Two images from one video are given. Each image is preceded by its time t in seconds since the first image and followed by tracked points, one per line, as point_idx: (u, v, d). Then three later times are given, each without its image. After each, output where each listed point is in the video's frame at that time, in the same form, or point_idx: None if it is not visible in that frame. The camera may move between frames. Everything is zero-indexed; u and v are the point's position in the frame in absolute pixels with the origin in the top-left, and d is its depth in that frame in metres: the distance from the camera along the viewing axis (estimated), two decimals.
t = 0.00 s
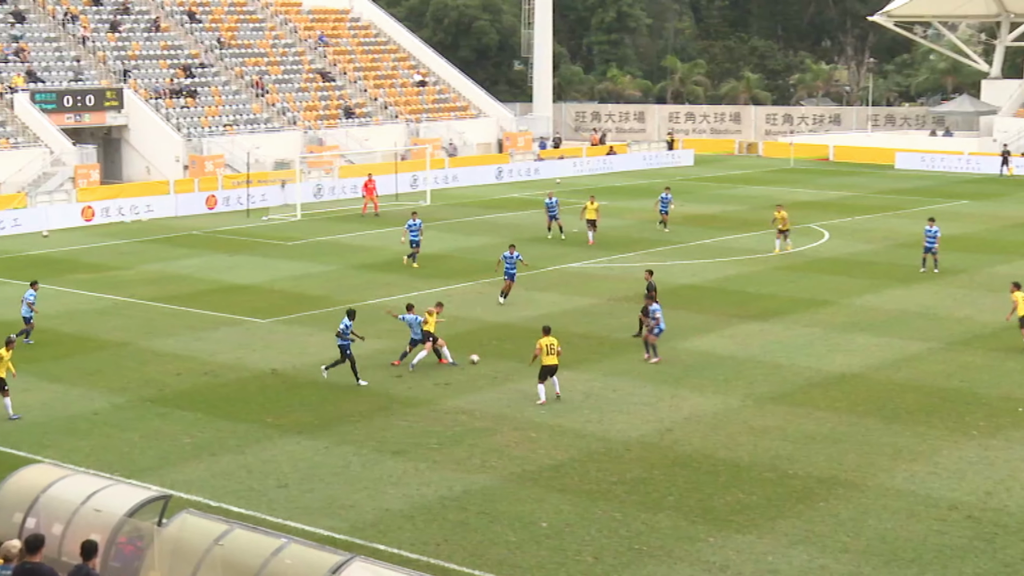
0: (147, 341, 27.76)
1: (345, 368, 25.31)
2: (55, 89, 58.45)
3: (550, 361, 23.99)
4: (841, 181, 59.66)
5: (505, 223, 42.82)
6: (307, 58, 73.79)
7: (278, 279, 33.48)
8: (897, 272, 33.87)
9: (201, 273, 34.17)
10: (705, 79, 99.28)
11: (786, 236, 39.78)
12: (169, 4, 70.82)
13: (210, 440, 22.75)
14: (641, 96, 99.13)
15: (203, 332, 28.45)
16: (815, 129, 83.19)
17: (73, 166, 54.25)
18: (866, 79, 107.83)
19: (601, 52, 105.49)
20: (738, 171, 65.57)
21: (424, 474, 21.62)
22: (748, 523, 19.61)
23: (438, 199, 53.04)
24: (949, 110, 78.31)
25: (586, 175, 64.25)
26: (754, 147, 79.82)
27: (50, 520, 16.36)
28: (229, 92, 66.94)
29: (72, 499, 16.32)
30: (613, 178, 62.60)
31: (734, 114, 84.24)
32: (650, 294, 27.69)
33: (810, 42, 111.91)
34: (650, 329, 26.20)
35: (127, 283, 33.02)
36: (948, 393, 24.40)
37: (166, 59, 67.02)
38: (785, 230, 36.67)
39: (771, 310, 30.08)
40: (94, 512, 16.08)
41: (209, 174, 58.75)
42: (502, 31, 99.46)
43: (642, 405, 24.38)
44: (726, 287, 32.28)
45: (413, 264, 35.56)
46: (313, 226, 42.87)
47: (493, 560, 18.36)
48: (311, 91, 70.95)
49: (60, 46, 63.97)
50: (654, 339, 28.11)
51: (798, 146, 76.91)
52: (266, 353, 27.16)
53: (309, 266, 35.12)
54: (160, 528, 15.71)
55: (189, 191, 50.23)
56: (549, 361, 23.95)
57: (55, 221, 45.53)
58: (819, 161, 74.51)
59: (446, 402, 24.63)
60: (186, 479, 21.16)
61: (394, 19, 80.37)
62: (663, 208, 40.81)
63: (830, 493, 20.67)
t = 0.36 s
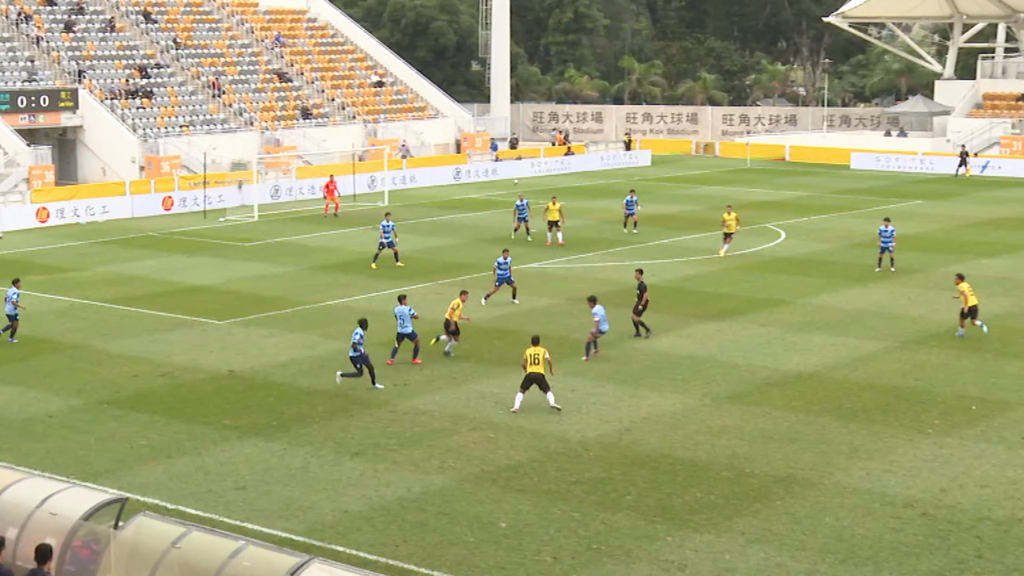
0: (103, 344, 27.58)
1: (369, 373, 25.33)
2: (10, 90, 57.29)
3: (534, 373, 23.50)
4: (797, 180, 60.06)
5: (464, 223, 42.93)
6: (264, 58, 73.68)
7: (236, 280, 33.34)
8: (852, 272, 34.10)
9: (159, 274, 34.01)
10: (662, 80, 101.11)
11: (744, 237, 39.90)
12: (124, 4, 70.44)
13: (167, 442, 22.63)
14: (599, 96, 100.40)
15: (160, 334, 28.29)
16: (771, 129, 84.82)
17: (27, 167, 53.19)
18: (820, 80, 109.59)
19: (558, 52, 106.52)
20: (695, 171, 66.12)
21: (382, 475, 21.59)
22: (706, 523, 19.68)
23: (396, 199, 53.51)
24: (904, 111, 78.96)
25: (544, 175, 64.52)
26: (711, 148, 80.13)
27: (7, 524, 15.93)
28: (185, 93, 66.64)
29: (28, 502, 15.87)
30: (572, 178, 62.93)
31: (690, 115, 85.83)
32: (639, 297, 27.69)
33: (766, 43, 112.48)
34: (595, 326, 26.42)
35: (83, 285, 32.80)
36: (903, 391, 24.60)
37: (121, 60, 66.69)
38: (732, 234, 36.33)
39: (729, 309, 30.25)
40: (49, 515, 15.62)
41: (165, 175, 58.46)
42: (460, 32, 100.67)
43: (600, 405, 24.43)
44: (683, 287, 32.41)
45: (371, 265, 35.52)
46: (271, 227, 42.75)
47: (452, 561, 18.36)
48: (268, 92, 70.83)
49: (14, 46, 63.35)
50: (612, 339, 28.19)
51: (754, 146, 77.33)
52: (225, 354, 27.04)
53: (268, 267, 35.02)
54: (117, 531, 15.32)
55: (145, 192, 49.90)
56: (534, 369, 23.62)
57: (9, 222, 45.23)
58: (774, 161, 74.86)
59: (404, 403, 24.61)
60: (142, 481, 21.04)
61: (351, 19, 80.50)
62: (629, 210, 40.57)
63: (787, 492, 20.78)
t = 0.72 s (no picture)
0: (64, 346, 27.41)
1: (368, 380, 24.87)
2: None
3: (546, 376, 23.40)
4: (760, 181, 60.28)
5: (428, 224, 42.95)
6: (224, 59, 73.39)
7: (198, 281, 33.22)
8: (813, 271, 34.29)
9: (121, 276, 33.82)
10: (623, 81, 102.50)
11: (706, 236, 40.07)
12: (82, 3, 70.00)
13: (128, 445, 22.52)
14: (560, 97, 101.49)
15: (121, 336, 28.14)
16: (732, 129, 86.83)
17: None
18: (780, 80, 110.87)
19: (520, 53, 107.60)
20: (659, 171, 66.59)
21: (344, 477, 21.53)
22: (668, 522, 19.73)
23: (360, 200, 53.19)
24: (863, 111, 79.70)
25: (506, 175, 64.73)
26: (672, 148, 80.51)
27: None
28: (145, 94, 66.23)
29: None
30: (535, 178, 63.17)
31: (652, 116, 86.64)
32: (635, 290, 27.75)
33: (726, 44, 114.28)
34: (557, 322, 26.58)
35: (43, 286, 32.61)
36: (864, 390, 24.75)
37: (81, 60, 66.30)
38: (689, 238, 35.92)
39: (691, 309, 30.36)
40: (8, 518, 15.29)
41: (125, 176, 58.21)
42: (422, 32, 101.24)
43: (562, 405, 24.46)
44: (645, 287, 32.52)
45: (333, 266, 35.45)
46: (234, 228, 42.60)
47: (414, 562, 18.32)
48: (228, 93, 70.54)
49: None
50: (574, 338, 28.25)
51: (715, 147, 77.81)
52: (186, 356, 26.93)
53: (230, 269, 34.89)
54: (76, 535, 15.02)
55: (105, 194, 49.52)
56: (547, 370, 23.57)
57: None
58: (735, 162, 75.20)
59: (367, 404, 24.56)
60: (102, 484, 20.92)
61: (311, 20, 80.40)
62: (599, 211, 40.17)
63: (748, 490, 20.86)
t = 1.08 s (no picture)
0: (25, 349, 27.21)
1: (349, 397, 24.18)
2: None
3: (560, 370, 23.54)
4: (723, 181, 60.45)
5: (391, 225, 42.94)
6: (185, 60, 73.09)
7: (160, 283, 33.10)
8: (774, 271, 34.48)
9: (83, 278, 33.62)
10: (585, 82, 103.08)
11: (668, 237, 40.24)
12: (41, 4, 69.61)
13: (88, 448, 22.38)
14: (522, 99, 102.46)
15: (82, 338, 27.99)
16: (694, 130, 87.46)
17: None
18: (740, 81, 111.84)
19: (482, 54, 108.02)
20: (622, 171, 67.04)
21: (307, 479, 21.48)
22: (630, 522, 19.78)
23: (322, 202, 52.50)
24: (823, 112, 80.31)
25: (468, 177, 64.79)
26: (634, 149, 80.93)
27: None
28: (105, 95, 65.90)
29: None
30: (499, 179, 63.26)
31: (614, 116, 88.44)
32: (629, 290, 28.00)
33: (687, 45, 115.04)
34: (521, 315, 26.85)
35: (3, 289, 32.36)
36: (825, 390, 24.89)
37: (40, 61, 65.98)
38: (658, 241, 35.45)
39: (654, 309, 30.46)
40: None
41: (86, 177, 57.96)
42: (384, 33, 101.49)
43: (525, 406, 24.47)
44: (608, 288, 32.63)
45: (296, 267, 35.38)
46: (196, 230, 42.46)
47: (377, 563, 18.29)
48: (189, 94, 70.21)
49: None
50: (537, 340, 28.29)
51: (676, 147, 77.69)
52: (149, 358, 26.80)
53: (193, 270, 34.76)
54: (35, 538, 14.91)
55: (64, 196, 49.38)
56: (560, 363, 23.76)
57: None
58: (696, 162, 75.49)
59: (330, 406, 24.53)
60: (62, 488, 20.79)
61: (273, 20, 80.29)
62: (577, 214, 39.89)
63: (711, 490, 20.93)
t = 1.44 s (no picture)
0: None
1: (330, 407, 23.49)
2: None
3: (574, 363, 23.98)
4: (688, 182, 60.74)
5: (358, 226, 42.94)
6: (150, 60, 72.82)
7: (126, 285, 32.96)
8: (741, 271, 34.62)
9: (49, 280, 33.42)
10: (552, 82, 103.37)
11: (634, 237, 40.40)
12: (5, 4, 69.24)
13: (52, 451, 22.25)
14: (489, 99, 103.23)
15: (48, 341, 27.81)
16: (661, 130, 87.45)
17: None
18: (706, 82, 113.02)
19: (449, 55, 108.58)
20: (589, 171, 67.40)
21: (274, 481, 21.41)
22: (598, 522, 19.79)
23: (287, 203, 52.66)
24: (789, 113, 80.70)
25: (435, 177, 64.57)
26: (601, 150, 81.18)
27: None
28: (69, 95, 65.51)
29: None
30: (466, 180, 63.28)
31: (580, 117, 88.64)
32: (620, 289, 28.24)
33: (654, 46, 116.56)
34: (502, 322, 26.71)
35: None
36: (791, 389, 25.01)
37: (4, 61, 65.60)
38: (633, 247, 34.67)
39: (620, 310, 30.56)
40: None
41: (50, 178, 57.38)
42: (351, 34, 101.73)
43: (492, 407, 24.49)
44: (575, 288, 32.75)
45: (263, 268, 35.30)
46: (162, 231, 42.33)
47: (344, 565, 18.24)
48: (155, 94, 69.91)
49: None
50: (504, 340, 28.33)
51: (642, 147, 78.19)
52: (116, 360, 26.66)
53: (160, 272, 34.65)
54: None
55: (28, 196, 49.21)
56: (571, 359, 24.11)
57: None
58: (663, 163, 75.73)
59: (296, 407, 24.47)
60: (26, 491, 20.65)
61: (239, 21, 80.15)
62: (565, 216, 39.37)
63: (677, 490, 20.97)
